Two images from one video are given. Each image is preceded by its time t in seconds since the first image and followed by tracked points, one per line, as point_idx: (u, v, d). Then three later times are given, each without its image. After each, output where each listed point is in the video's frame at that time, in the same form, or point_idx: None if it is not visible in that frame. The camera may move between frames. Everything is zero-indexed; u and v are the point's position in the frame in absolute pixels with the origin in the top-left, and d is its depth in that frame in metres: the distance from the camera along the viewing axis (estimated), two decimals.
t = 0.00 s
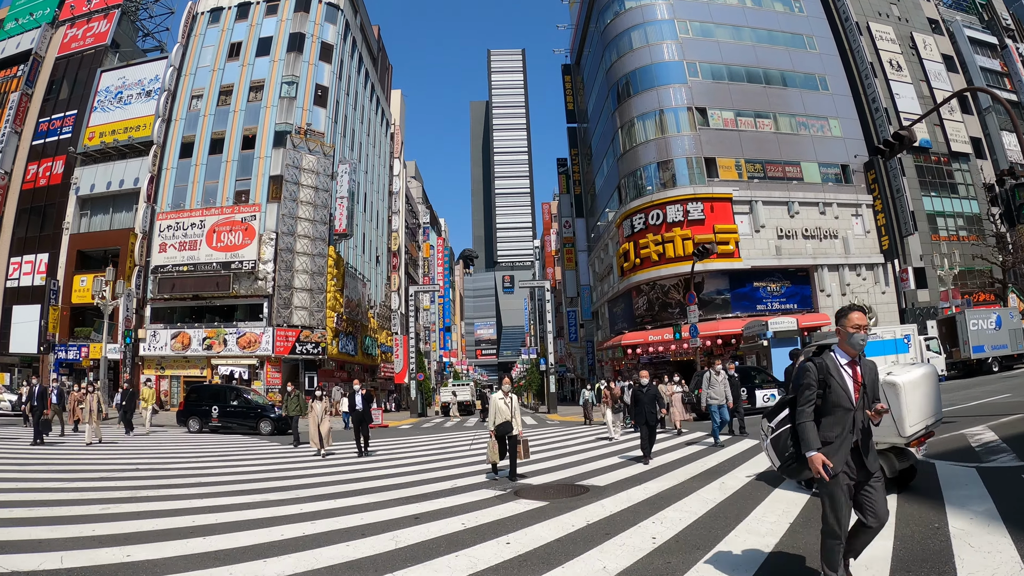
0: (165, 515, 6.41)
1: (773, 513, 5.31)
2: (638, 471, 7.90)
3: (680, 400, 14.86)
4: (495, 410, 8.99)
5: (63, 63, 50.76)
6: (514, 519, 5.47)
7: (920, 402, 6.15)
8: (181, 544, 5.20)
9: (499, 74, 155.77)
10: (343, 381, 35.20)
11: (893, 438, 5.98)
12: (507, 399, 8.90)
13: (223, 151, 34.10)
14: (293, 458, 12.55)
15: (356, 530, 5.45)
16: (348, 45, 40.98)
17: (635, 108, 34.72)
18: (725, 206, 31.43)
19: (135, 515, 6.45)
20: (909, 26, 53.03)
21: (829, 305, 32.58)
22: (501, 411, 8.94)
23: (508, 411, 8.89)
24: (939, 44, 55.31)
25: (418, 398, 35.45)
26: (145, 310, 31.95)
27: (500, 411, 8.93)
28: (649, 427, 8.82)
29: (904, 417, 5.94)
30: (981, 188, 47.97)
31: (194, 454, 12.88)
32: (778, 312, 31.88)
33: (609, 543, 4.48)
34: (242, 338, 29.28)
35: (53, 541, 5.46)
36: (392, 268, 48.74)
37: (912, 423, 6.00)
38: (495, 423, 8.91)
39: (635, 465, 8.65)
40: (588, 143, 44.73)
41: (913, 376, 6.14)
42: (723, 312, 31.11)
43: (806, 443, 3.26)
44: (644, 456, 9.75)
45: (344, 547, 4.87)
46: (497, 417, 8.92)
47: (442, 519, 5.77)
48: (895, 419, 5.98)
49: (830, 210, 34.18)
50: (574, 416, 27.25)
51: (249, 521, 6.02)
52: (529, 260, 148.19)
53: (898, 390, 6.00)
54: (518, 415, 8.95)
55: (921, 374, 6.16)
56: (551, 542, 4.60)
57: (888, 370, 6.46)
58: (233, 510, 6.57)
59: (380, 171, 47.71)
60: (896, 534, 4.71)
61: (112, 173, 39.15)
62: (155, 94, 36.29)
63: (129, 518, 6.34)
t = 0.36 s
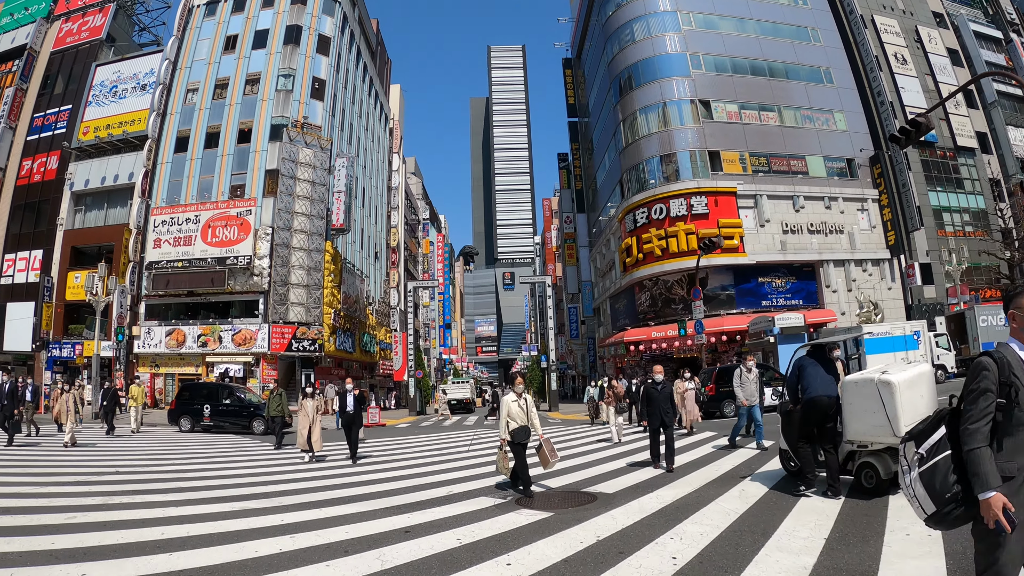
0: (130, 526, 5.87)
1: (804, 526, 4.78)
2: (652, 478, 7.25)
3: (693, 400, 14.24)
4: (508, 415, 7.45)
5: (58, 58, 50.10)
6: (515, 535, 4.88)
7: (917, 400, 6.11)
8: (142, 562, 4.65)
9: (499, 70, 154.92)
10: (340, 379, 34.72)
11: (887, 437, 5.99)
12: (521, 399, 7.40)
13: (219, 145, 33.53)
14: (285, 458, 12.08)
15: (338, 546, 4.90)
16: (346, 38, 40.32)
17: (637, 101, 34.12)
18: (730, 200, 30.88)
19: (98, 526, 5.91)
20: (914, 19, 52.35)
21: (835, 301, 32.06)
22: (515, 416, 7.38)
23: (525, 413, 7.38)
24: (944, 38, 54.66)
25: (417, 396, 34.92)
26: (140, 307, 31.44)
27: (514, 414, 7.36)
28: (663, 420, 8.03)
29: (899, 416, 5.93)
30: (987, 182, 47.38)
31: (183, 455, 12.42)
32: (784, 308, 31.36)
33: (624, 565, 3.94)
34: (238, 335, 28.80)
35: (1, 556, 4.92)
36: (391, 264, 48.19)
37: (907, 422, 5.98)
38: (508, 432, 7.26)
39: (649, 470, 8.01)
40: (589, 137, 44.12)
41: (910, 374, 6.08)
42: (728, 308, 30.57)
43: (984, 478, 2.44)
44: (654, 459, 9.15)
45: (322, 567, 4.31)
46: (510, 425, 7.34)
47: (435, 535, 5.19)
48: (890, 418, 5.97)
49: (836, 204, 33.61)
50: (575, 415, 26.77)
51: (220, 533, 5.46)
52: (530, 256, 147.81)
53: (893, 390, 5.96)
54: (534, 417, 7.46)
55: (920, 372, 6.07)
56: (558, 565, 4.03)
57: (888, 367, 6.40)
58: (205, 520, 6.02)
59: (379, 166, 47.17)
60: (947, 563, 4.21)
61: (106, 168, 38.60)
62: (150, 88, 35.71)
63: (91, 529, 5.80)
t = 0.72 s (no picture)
0: (97, 536, 5.35)
1: (851, 540, 4.21)
2: (666, 484, 6.68)
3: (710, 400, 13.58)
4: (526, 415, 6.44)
5: (54, 52, 49.47)
6: (522, 552, 4.33)
7: (914, 398, 6.17)
8: None
9: (499, 66, 154.15)
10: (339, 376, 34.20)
11: (885, 433, 6.01)
12: (543, 398, 6.38)
13: (215, 138, 32.96)
14: (278, 457, 11.59)
15: (323, 564, 4.34)
16: (344, 31, 39.71)
17: (640, 93, 33.54)
18: (735, 193, 30.33)
19: (62, 536, 5.38)
20: (919, 13, 51.69)
21: (842, 296, 31.52)
22: (536, 414, 6.37)
23: (548, 412, 6.38)
24: (950, 32, 54.00)
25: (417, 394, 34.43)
26: (135, 303, 30.94)
27: (537, 412, 6.37)
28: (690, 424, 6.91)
29: (897, 411, 5.93)
30: (993, 177, 46.80)
31: (172, 454, 11.94)
32: (790, 303, 30.81)
33: None
34: (234, 332, 28.28)
35: None
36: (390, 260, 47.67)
37: (907, 418, 5.99)
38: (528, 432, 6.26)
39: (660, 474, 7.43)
40: (591, 132, 43.56)
41: (908, 371, 6.10)
42: (733, 304, 30.03)
43: None
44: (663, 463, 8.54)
45: None
46: (533, 424, 6.34)
47: (433, 549, 4.64)
48: (888, 413, 6.01)
49: (842, 198, 33.05)
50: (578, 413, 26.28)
51: (194, 546, 4.92)
52: (530, 253, 147.18)
53: (893, 386, 5.99)
54: (557, 417, 6.46)
55: (917, 369, 6.16)
56: None
57: (885, 367, 6.50)
58: (180, 530, 5.48)
59: (378, 161, 46.60)
60: None
61: (101, 163, 38.07)
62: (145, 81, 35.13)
63: (54, 540, 5.28)
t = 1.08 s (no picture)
0: (54, 551, 4.86)
1: (899, 560, 3.70)
2: (679, 494, 6.09)
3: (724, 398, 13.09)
4: (552, 414, 5.33)
5: (49, 47, 48.86)
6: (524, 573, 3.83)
7: (910, 397, 5.86)
8: None
9: (499, 63, 153.41)
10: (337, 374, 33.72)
11: (879, 433, 5.73)
12: (577, 399, 5.36)
13: (210, 132, 32.43)
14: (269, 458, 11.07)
15: None
16: (342, 23, 39.11)
17: (643, 86, 32.99)
18: (739, 187, 29.79)
19: (14, 551, 4.88)
20: (924, 6, 51.05)
21: (848, 292, 31.02)
22: (566, 416, 5.28)
23: (580, 415, 5.33)
24: (955, 25, 53.37)
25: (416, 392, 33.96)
26: (129, 300, 30.46)
27: (569, 413, 5.27)
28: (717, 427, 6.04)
29: (891, 411, 5.62)
30: (1000, 172, 46.24)
31: (157, 455, 11.43)
32: (795, 299, 30.31)
33: None
34: (229, 329, 27.80)
35: None
36: (388, 256, 47.18)
37: (900, 418, 5.68)
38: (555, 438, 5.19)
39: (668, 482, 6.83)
40: (592, 126, 43.01)
41: (904, 369, 5.76)
42: (739, 300, 29.49)
43: None
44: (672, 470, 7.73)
45: None
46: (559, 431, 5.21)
47: (425, 568, 4.14)
48: (882, 413, 5.69)
49: (848, 192, 32.51)
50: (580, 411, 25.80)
51: (159, 564, 4.43)
52: (531, 251, 146.53)
53: (887, 385, 5.65)
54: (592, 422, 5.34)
55: (914, 368, 5.83)
56: None
57: (881, 364, 6.13)
58: (147, 545, 4.99)
59: (377, 157, 46.03)
60: None
61: (96, 158, 37.54)
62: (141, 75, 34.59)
63: (6, 556, 4.78)
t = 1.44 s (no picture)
0: None
1: None
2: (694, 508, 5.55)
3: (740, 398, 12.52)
4: (587, 432, 4.12)
5: (44, 42, 48.25)
6: None
7: (903, 403, 5.58)
8: None
9: (499, 60, 152.69)
10: (335, 372, 33.20)
11: (868, 439, 5.47)
12: (619, 411, 4.17)
13: (205, 127, 31.88)
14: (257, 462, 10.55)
15: None
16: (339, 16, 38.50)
17: (645, 79, 32.42)
18: (744, 181, 29.21)
19: None
20: None
21: (853, 289, 30.50)
22: (606, 435, 4.12)
23: (621, 430, 4.17)
24: (961, 19, 52.76)
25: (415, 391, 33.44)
26: (122, 298, 29.94)
27: (607, 432, 4.14)
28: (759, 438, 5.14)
29: (882, 418, 5.34)
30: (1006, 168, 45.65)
31: (142, 458, 10.96)
32: (801, 296, 29.78)
33: None
34: (223, 327, 27.26)
35: None
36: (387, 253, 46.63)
37: (892, 425, 5.40)
38: (593, 467, 4.06)
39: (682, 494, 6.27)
40: (593, 121, 42.44)
41: (897, 374, 5.48)
42: (743, 296, 28.95)
43: None
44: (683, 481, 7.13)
45: None
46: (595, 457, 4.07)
47: None
48: (872, 420, 5.42)
49: (854, 187, 31.95)
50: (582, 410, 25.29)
51: None
52: (531, 248, 145.86)
53: (878, 391, 5.36)
54: (638, 441, 4.21)
55: (908, 373, 5.56)
56: None
57: (872, 368, 5.86)
58: (104, 566, 4.50)
59: (375, 152, 45.45)
60: None
61: (89, 153, 36.99)
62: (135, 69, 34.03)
63: None
